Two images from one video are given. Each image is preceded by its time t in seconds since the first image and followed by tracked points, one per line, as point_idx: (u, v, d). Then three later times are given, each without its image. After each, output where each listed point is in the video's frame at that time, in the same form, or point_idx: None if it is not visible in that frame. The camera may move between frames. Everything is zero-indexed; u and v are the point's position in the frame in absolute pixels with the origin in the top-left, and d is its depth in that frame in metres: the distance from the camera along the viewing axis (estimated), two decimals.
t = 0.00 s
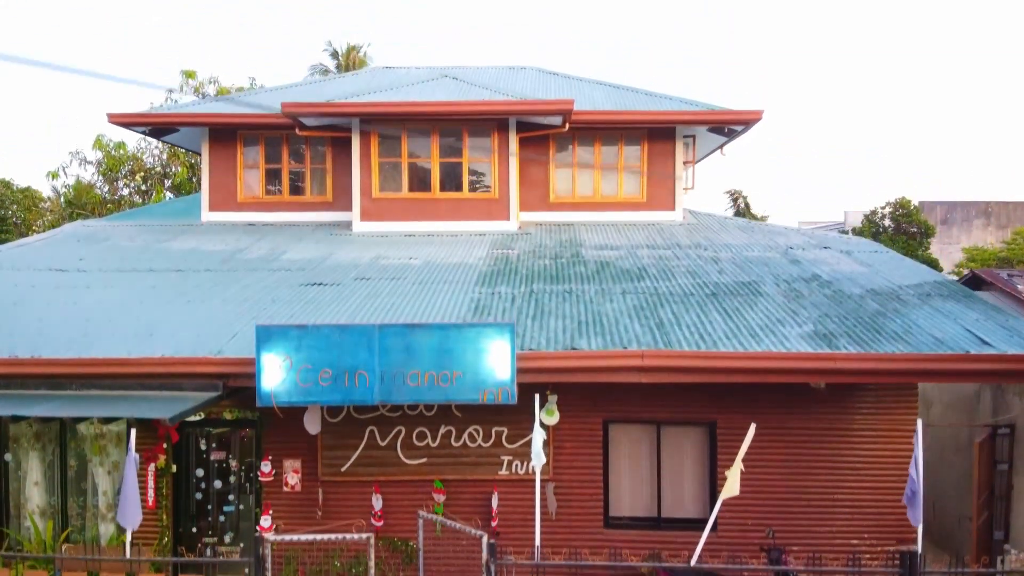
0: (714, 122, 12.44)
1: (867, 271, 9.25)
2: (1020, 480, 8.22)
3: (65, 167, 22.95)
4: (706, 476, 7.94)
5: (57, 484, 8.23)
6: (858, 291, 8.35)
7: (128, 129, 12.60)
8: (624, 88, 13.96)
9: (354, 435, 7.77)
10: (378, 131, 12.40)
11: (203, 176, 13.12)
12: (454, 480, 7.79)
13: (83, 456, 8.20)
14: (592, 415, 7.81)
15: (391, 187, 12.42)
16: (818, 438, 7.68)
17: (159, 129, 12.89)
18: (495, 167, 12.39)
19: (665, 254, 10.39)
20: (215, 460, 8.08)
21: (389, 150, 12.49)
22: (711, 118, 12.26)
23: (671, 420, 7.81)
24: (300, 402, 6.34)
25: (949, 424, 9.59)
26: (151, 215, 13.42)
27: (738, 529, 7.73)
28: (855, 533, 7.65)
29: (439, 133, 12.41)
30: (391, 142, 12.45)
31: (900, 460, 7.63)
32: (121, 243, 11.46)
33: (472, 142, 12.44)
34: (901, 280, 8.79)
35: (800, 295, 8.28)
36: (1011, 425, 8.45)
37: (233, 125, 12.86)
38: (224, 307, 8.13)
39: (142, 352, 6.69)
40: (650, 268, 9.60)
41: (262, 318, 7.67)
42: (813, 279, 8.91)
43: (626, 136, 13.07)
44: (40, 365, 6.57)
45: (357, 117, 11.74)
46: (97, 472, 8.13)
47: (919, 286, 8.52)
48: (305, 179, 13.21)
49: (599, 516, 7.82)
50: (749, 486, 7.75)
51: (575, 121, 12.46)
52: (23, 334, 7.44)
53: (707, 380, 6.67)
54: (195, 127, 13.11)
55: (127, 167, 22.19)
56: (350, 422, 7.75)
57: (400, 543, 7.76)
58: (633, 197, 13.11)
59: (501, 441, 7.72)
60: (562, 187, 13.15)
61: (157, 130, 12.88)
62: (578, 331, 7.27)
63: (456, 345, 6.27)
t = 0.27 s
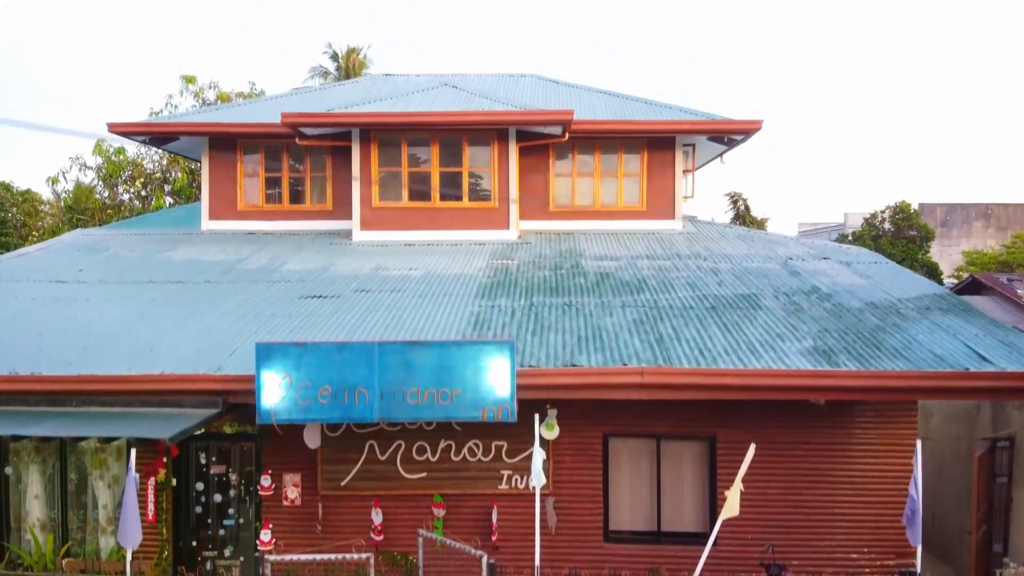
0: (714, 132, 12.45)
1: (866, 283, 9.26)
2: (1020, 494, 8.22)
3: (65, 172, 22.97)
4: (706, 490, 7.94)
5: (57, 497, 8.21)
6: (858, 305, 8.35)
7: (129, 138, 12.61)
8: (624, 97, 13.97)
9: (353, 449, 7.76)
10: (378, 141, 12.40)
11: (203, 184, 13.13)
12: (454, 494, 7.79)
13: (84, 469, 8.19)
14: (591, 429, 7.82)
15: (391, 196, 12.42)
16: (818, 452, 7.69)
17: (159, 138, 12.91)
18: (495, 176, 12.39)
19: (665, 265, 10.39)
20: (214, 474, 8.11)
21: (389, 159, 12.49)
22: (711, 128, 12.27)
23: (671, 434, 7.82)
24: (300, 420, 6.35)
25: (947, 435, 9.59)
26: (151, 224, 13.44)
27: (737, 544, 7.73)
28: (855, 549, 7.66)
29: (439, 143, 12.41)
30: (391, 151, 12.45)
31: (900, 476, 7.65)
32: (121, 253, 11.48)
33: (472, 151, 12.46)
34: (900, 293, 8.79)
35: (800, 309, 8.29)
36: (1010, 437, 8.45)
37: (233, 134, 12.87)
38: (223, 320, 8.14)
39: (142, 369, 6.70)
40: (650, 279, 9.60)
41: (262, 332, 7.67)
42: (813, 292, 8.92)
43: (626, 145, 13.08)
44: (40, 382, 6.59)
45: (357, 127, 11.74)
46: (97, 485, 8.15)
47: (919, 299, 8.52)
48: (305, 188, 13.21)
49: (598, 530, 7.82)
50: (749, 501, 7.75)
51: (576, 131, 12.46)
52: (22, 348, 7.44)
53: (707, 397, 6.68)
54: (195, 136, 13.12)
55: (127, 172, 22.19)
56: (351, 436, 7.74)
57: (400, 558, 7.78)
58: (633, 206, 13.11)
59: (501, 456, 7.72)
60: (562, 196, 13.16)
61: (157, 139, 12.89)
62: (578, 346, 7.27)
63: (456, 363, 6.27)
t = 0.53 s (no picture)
0: (714, 140, 12.45)
1: (866, 294, 9.26)
2: (1020, 505, 8.30)
3: (65, 177, 22.98)
4: (706, 502, 7.94)
5: (58, 508, 8.24)
6: (858, 316, 8.35)
7: (128, 147, 12.62)
8: (624, 104, 13.97)
9: (353, 461, 7.76)
10: (377, 149, 12.40)
11: (203, 193, 13.14)
12: (454, 506, 7.80)
13: (83, 481, 8.22)
14: (590, 442, 7.82)
15: (391, 204, 12.42)
16: (818, 464, 7.69)
17: (159, 146, 12.91)
18: (495, 185, 12.39)
19: (665, 275, 10.39)
20: (213, 485, 8.12)
21: (389, 167, 12.49)
22: (711, 136, 12.27)
23: (670, 447, 7.82)
24: (299, 435, 6.35)
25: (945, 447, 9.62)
26: (151, 232, 13.45)
27: (737, 557, 7.74)
28: (854, 562, 7.68)
29: (439, 151, 12.41)
30: (390, 160, 12.45)
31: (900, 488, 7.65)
32: (121, 263, 11.49)
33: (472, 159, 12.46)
34: (899, 305, 8.80)
35: (799, 321, 8.29)
36: (1010, 450, 8.53)
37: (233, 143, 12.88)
38: (223, 332, 8.13)
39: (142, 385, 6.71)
40: (650, 289, 9.60)
41: (261, 345, 7.67)
42: (812, 303, 8.92)
43: (626, 153, 13.09)
44: (41, 398, 6.61)
45: (356, 136, 11.75)
46: (97, 498, 8.11)
47: (918, 311, 8.52)
48: (305, 196, 13.20)
49: (598, 542, 7.83)
50: (750, 514, 7.73)
51: (575, 139, 12.46)
52: (22, 360, 7.44)
53: (706, 412, 6.69)
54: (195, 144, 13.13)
55: (127, 178, 22.21)
56: (350, 448, 7.74)
57: (400, 570, 7.79)
58: (633, 214, 13.12)
59: (501, 468, 7.72)
60: (562, 203, 13.17)
61: (156, 147, 12.90)
62: (578, 359, 7.26)
63: (455, 378, 6.28)
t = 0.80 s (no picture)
0: (714, 143, 12.45)
1: (865, 298, 9.25)
2: (1020, 509, 8.36)
3: (65, 179, 23.00)
4: (706, 506, 7.94)
5: (57, 513, 8.32)
6: (857, 321, 8.36)
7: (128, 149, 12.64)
8: (624, 107, 13.98)
9: (353, 465, 7.75)
10: (377, 152, 12.41)
11: (203, 195, 13.16)
12: (453, 510, 7.80)
13: (82, 486, 8.37)
14: (590, 446, 7.82)
15: (391, 207, 12.43)
16: (818, 468, 7.69)
17: (159, 149, 12.93)
18: (494, 187, 12.40)
19: (665, 278, 10.39)
20: (213, 489, 8.13)
21: (388, 170, 12.49)
22: (711, 139, 12.27)
23: (670, 451, 7.82)
24: (299, 440, 6.35)
25: (944, 451, 9.63)
26: (151, 234, 13.48)
27: (736, 562, 7.74)
28: (853, 566, 7.68)
29: (439, 154, 12.42)
30: (390, 162, 12.45)
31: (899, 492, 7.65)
32: (120, 265, 11.49)
33: (472, 162, 12.47)
34: (899, 309, 8.80)
35: (799, 324, 8.29)
36: (1009, 453, 8.59)
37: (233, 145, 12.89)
38: (222, 335, 8.13)
39: (142, 389, 6.72)
40: (649, 293, 9.61)
41: (261, 349, 7.67)
42: (812, 307, 8.92)
43: (626, 156, 13.09)
44: (41, 402, 6.62)
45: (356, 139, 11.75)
46: (97, 502, 7.90)
47: (917, 315, 8.53)
48: (304, 198, 13.21)
49: (598, 546, 7.83)
50: (749, 518, 7.73)
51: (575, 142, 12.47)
52: (21, 364, 7.45)
53: (706, 417, 6.69)
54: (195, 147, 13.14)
55: (127, 179, 22.22)
56: (350, 452, 7.73)
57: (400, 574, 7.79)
58: (633, 217, 13.12)
59: (501, 472, 7.72)
60: (562, 206, 13.18)
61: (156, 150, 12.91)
62: (578, 364, 7.26)
63: (455, 383, 6.28)
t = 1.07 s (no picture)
0: (714, 148, 12.45)
1: (865, 304, 9.25)
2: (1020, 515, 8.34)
3: (65, 181, 23.02)
4: (706, 513, 7.94)
5: (57, 520, 8.31)
6: (857, 327, 8.35)
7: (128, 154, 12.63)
8: (624, 111, 13.97)
9: (353, 473, 7.75)
10: (377, 156, 12.40)
11: (203, 200, 13.16)
12: (453, 518, 7.80)
13: (81, 493, 8.38)
14: (590, 454, 7.82)
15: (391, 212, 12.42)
16: (818, 475, 7.69)
17: (158, 153, 12.93)
18: (494, 192, 12.39)
19: (665, 284, 10.39)
20: (213, 496, 8.17)
21: (388, 175, 12.49)
22: (711, 143, 12.27)
23: (670, 458, 7.82)
24: (299, 449, 6.35)
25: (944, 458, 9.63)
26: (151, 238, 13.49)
27: (736, 569, 7.74)
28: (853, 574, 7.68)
29: (439, 158, 12.41)
30: (390, 167, 12.44)
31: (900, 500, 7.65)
32: (120, 270, 11.49)
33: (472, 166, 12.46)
34: (899, 315, 8.80)
35: (799, 331, 8.29)
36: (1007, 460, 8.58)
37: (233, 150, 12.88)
38: (222, 342, 8.13)
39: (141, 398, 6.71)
40: (649, 299, 9.60)
41: (261, 356, 7.68)
42: (812, 313, 8.91)
43: (626, 160, 13.09)
44: (40, 411, 6.62)
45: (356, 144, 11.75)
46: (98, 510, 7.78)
47: (918, 322, 8.52)
48: (304, 202, 13.21)
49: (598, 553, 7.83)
50: (750, 526, 7.72)
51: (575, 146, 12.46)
52: (21, 372, 7.45)
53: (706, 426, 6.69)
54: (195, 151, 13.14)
55: (127, 181, 22.23)
56: (350, 460, 7.73)
57: None
58: (633, 221, 13.12)
59: (501, 480, 7.72)
60: (562, 210, 13.18)
61: (156, 154, 12.91)
62: (578, 372, 7.25)
63: (455, 392, 6.28)
